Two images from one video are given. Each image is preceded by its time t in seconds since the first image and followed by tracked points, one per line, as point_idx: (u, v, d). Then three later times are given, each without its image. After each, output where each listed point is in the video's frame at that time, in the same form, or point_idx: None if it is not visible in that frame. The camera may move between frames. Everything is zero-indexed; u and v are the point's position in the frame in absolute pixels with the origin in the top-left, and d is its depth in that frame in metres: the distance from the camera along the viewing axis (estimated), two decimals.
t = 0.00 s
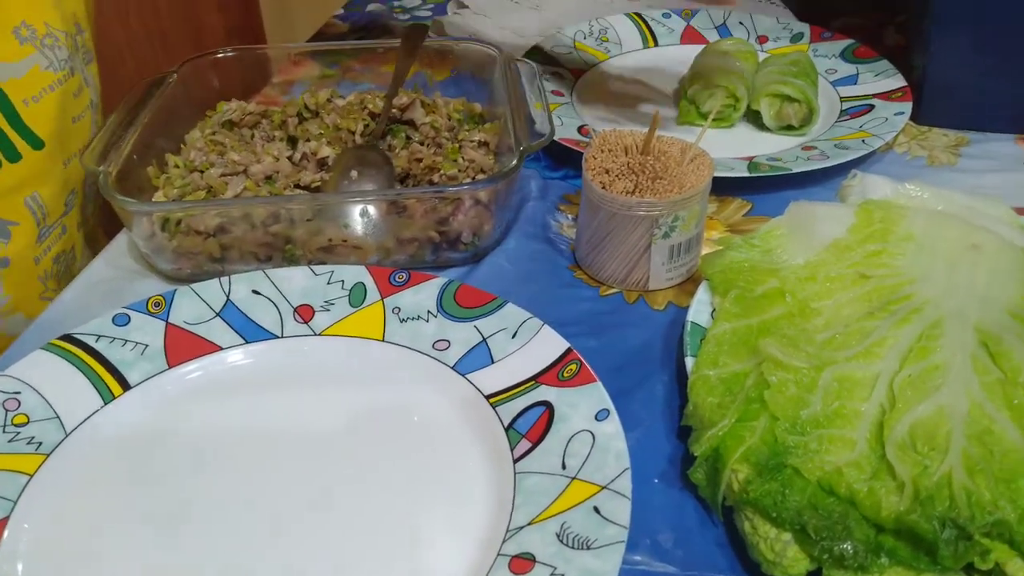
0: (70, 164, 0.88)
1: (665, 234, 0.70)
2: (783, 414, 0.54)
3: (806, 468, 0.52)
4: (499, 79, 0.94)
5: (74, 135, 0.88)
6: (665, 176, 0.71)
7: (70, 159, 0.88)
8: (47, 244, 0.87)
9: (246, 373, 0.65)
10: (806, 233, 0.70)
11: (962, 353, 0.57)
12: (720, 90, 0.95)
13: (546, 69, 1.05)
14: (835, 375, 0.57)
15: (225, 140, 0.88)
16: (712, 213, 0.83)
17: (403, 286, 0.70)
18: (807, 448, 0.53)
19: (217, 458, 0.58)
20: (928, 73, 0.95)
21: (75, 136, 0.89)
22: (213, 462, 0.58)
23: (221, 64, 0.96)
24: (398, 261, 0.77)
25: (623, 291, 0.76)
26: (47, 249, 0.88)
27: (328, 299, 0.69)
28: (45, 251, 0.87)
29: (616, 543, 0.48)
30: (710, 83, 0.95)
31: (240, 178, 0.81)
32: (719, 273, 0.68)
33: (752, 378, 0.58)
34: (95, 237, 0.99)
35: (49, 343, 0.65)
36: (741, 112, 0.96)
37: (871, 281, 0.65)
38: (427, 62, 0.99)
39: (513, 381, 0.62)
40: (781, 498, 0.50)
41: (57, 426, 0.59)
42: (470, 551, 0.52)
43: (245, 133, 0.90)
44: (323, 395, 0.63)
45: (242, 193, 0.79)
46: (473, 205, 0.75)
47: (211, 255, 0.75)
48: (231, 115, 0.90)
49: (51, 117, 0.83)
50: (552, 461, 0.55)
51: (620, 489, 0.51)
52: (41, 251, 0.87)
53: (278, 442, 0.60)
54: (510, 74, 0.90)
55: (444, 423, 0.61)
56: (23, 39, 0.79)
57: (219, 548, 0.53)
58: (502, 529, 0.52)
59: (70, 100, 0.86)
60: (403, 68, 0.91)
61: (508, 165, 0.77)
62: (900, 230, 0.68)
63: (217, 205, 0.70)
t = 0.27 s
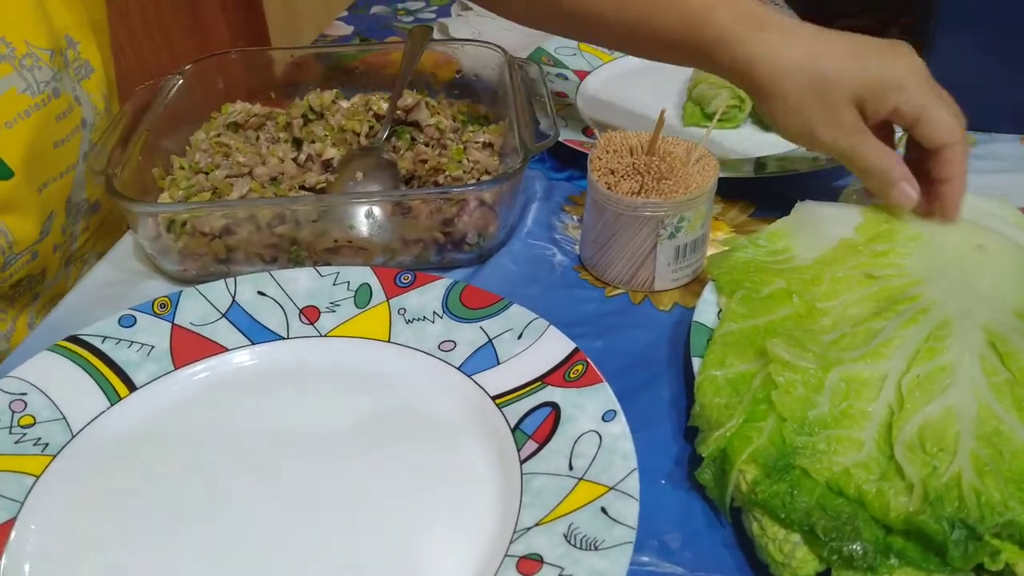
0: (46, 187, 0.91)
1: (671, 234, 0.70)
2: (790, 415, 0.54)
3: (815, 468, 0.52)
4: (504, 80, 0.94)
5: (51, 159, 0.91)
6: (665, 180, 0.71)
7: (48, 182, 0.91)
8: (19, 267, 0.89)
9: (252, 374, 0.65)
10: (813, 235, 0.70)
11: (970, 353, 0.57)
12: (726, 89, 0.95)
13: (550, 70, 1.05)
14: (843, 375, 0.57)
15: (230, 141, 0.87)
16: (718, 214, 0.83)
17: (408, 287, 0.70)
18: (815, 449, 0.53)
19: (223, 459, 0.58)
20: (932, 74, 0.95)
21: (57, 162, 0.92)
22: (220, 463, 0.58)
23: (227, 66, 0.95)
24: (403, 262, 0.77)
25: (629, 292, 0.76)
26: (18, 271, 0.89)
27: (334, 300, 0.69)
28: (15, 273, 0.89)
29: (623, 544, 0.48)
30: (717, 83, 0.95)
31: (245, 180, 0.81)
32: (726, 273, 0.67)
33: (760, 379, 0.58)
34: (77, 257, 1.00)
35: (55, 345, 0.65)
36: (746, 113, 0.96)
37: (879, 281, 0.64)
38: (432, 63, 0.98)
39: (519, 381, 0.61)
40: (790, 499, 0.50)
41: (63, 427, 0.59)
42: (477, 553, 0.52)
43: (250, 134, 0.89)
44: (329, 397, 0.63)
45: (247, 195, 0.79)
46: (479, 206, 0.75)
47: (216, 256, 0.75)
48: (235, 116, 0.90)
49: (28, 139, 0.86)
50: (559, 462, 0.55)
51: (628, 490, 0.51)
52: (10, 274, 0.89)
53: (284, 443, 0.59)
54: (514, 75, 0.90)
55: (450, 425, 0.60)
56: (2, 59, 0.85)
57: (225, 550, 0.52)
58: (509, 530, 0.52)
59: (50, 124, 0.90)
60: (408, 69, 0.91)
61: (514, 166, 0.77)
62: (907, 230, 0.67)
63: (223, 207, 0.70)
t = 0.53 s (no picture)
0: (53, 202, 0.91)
1: (673, 238, 0.70)
2: (792, 418, 0.54)
3: (816, 472, 0.52)
4: (507, 85, 0.94)
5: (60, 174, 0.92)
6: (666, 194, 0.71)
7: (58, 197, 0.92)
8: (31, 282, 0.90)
9: (254, 376, 0.65)
10: (815, 238, 0.70)
11: (972, 355, 0.57)
12: (728, 93, 0.95)
13: (553, 74, 1.05)
14: (844, 379, 0.57)
15: (234, 145, 0.88)
16: (720, 218, 0.83)
17: (411, 290, 0.70)
18: (817, 452, 0.53)
19: (226, 460, 0.58)
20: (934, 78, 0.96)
21: (65, 175, 0.93)
22: (223, 465, 0.58)
23: (231, 69, 0.96)
24: (406, 265, 0.78)
25: (631, 295, 0.76)
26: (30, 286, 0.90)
27: (337, 303, 0.69)
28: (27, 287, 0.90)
29: (625, 547, 0.48)
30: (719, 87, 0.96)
31: (248, 183, 0.81)
32: (728, 277, 0.67)
33: (761, 382, 0.58)
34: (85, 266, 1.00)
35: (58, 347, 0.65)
36: (749, 117, 0.96)
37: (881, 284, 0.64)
38: (435, 67, 0.98)
39: (521, 384, 0.62)
40: (791, 502, 0.50)
41: (67, 428, 0.59)
42: (478, 555, 0.52)
43: (253, 138, 0.90)
44: (331, 399, 0.63)
45: (251, 198, 0.79)
46: (481, 210, 0.75)
47: (220, 259, 0.75)
48: (239, 120, 0.90)
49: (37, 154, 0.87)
50: (560, 465, 0.55)
51: (629, 493, 0.51)
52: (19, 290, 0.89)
53: (286, 445, 0.60)
54: (517, 79, 0.90)
55: (451, 427, 0.60)
56: (12, 74, 0.86)
57: (227, 551, 0.53)
58: (511, 532, 0.52)
59: (60, 139, 0.91)
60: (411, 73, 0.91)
61: (516, 170, 0.77)
62: (909, 234, 0.67)
63: (226, 210, 0.71)
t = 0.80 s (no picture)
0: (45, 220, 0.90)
1: (660, 247, 0.71)
2: (779, 426, 0.55)
3: (804, 479, 0.52)
4: (496, 95, 0.95)
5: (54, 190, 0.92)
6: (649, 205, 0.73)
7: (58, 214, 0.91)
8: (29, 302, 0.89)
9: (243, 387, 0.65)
10: (800, 247, 0.70)
11: (955, 364, 0.57)
12: (715, 104, 0.96)
13: (541, 85, 1.06)
14: (831, 387, 0.57)
15: (223, 156, 0.88)
16: (707, 228, 0.84)
17: (400, 300, 0.70)
18: (804, 460, 0.53)
19: (214, 471, 0.58)
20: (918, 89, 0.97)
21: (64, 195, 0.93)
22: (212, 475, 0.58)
23: (220, 81, 0.96)
24: (395, 275, 0.78)
25: (620, 305, 0.76)
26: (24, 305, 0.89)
27: (326, 314, 0.69)
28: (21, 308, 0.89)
29: (614, 555, 0.48)
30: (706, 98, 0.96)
31: (237, 194, 0.82)
32: (715, 285, 0.68)
33: (749, 391, 0.58)
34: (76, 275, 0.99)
35: (46, 359, 0.65)
36: (736, 128, 0.97)
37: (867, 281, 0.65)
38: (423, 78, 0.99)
39: (510, 394, 0.62)
40: (779, 510, 0.51)
41: (54, 440, 0.59)
42: (468, 565, 0.52)
43: (242, 149, 0.90)
44: (320, 410, 0.63)
45: (240, 209, 0.79)
46: (470, 220, 0.76)
47: (209, 271, 0.75)
48: (228, 131, 0.91)
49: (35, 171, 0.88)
50: (549, 474, 0.55)
51: (618, 501, 0.51)
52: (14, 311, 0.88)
53: (276, 456, 0.59)
54: (505, 90, 0.91)
55: (440, 437, 0.60)
56: (12, 93, 0.86)
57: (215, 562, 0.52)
58: (500, 542, 0.52)
59: (60, 157, 0.91)
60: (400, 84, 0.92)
61: (504, 181, 0.78)
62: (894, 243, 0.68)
63: (215, 221, 0.71)
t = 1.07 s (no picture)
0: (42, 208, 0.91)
1: (665, 247, 0.70)
2: (783, 426, 0.55)
3: (806, 479, 0.52)
4: (501, 96, 0.95)
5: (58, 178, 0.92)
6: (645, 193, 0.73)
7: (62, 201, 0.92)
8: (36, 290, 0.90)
9: (248, 386, 0.65)
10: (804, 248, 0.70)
11: (965, 353, 0.57)
12: (720, 104, 0.96)
13: (547, 85, 1.05)
14: (833, 388, 0.57)
15: (228, 156, 0.88)
16: (711, 228, 0.84)
17: (404, 300, 0.70)
18: (807, 460, 0.53)
19: (218, 471, 0.59)
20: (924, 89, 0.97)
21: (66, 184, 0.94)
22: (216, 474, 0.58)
23: (225, 81, 0.96)
24: (399, 275, 0.78)
25: (624, 305, 0.76)
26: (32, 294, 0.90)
27: (329, 313, 0.70)
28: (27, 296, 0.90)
29: (615, 555, 0.48)
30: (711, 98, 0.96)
31: (242, 194, 0.82)
32: (720, 285, 0.68)
33: (753, 391, 0.58)
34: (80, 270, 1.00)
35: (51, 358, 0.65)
36: (740, 128, 0.97)
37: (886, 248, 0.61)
38: (428, 78, 0.99)
39: (512, 394, 0.62)
40: (781, 510, 0.51)
41: (59, 439, 0.59)
42: (471, 566, 0.52)
43: (248, 149, 0.90)
44: (324, 410, 0.63)
45: (245, 209, 0.79)
46: (474, 220, 0.76)
47: (214, 270, 0.75)
48: (233, 131, 0.91)
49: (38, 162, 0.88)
50: (552, 474, 0.55)
51: (620, 501, 0.51)
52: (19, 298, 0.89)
53: (279, 456, 0.60)
54: (510, 90, 0.91)
55: (443, 438, 0.61)
56: (13, 83, 0.85)
57: (219, 560, 0.53)
58: (502, 542, 0.52)
59: (62, 145, 0.92)
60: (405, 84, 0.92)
61: (509, 180, 0.78)
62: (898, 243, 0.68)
63: (220, 221, 0.71)
